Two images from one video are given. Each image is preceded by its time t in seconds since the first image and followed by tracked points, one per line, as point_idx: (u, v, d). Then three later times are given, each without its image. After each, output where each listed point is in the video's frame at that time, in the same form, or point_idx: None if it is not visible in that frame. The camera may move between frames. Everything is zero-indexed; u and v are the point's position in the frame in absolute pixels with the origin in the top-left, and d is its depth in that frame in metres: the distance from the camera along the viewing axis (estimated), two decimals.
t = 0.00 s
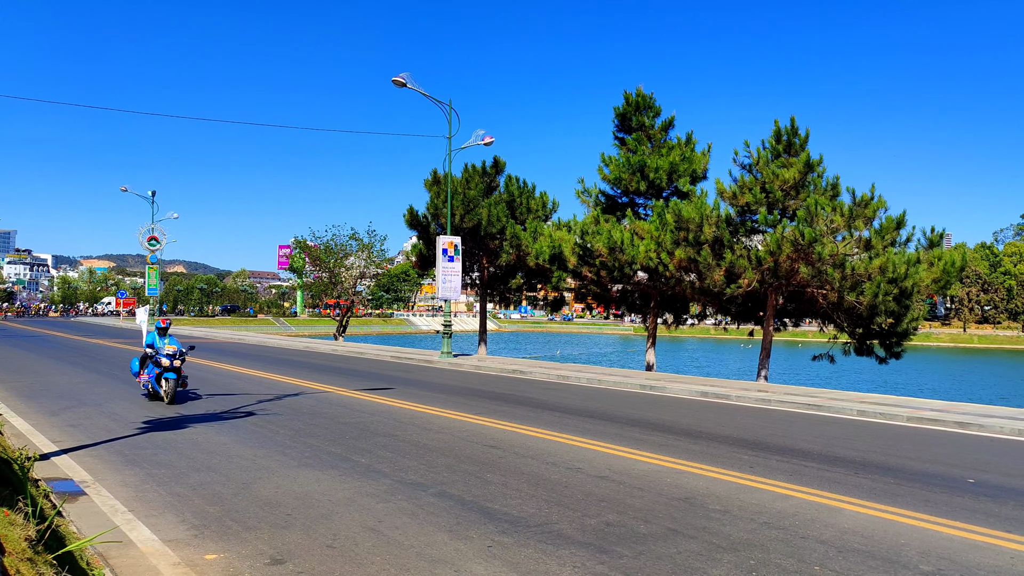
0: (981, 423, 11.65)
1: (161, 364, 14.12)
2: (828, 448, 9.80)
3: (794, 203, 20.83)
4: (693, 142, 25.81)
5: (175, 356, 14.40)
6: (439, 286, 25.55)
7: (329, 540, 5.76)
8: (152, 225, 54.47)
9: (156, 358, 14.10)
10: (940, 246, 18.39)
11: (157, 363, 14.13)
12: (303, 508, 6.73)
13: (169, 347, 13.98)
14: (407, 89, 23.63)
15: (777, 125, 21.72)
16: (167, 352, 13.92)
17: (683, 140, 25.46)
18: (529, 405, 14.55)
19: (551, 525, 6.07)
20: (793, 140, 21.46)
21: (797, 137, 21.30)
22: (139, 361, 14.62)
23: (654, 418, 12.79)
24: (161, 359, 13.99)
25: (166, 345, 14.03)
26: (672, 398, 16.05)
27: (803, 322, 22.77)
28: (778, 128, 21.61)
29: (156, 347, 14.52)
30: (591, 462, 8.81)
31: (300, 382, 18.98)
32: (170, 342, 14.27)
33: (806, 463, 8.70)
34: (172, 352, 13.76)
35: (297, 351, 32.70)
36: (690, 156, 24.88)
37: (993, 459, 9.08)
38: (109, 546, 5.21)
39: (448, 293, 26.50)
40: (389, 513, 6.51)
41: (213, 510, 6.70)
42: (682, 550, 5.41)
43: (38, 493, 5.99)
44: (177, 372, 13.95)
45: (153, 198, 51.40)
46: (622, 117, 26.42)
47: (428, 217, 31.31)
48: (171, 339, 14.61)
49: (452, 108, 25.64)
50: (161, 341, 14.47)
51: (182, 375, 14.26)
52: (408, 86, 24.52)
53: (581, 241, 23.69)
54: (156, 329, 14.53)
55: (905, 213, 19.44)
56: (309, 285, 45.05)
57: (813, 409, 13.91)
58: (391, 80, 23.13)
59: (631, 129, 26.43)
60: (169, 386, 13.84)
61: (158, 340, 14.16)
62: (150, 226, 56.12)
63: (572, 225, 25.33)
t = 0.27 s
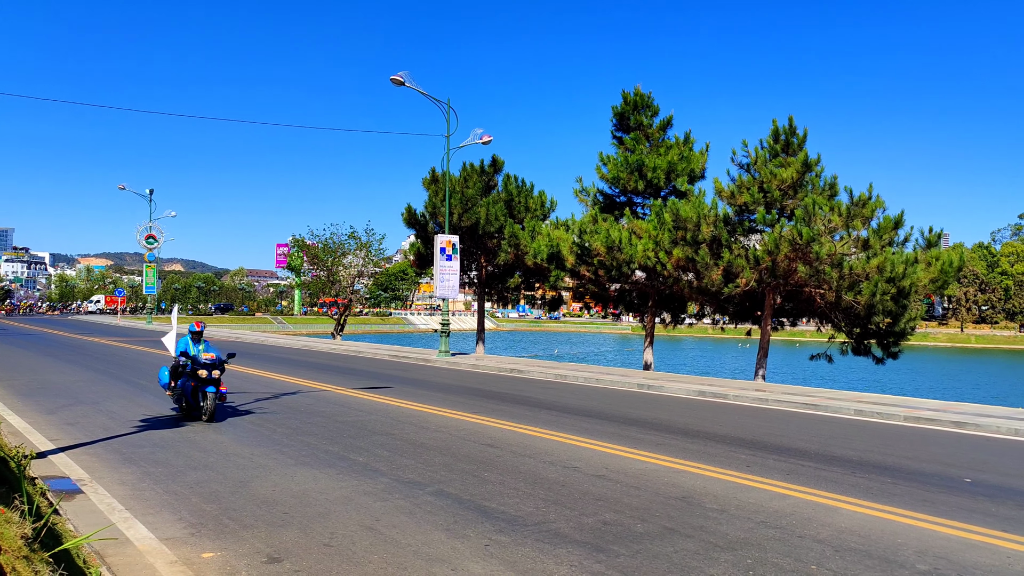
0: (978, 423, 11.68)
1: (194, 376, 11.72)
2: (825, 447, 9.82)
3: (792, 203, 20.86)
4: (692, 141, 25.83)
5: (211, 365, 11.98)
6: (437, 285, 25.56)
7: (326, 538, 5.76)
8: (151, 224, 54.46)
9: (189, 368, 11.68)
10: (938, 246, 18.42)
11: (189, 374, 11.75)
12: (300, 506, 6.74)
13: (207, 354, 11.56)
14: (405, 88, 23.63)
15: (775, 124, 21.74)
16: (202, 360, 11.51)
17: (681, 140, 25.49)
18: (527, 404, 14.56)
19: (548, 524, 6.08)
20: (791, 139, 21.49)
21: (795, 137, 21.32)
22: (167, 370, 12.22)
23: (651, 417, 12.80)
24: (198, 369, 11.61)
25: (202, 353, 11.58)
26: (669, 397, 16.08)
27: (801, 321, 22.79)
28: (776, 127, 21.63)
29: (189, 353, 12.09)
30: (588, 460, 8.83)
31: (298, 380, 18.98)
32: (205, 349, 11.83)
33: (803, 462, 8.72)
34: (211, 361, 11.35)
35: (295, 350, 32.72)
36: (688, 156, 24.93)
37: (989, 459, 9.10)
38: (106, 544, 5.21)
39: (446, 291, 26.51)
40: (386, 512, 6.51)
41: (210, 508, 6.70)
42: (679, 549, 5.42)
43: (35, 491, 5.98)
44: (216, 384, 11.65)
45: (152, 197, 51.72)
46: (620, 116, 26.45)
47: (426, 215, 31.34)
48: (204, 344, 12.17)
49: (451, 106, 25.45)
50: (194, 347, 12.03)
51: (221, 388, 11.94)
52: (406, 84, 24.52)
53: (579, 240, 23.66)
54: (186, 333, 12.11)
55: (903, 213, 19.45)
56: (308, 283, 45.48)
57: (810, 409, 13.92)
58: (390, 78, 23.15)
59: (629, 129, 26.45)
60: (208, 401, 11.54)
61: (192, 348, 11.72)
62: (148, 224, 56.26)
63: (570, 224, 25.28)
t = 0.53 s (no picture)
0: (974, 422, 11.71)
1: (245, 392, 9.57)
2: (821, 447, 9.84)
3: (790, 202, 20.85)
4: (689, 140, 25.84)
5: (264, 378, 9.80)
6: (434, 284, 25.51)
7: (323, 537, 5.76)
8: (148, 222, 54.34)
9: (239, 383, 9.51)
10: (935, 246, 18.42)
11: (240, 391, 9.59)
12: (297, 505, 6.73)
13: (259, 366, 9.35)
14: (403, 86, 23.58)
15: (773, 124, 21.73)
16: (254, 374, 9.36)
17: (680, 139, 25.50)
18: (524, 403, 14.55)
19: (545, 523, 6.08)
20: (788, 139, 21.49)
21: (793, 136, 21.32)
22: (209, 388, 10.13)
23: (648, 416, 12.80)
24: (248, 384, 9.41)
25: (253, 365, 9.40)
26: (666, 396, 16.09)
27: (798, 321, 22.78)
28: (774, 127, 21.63)
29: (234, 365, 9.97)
30: (585, 459, 8.84)
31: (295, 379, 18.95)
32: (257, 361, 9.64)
33: (800, 462, 8.73)
34: (266, 374, 9.15)
35: (292, 348, 32.67)
36: (686, 155, 24.94)
37: (985, 459, 9.12)
38: (102, 542, 5.19)
39: (443, 290, 26.47)
40: (383, 511, 6.51)
41: (207, 506, 6.69)
42: (676, 548, 5.42)
43: (30, 489, 5.95)
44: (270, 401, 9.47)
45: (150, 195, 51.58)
46: (618, 115, 26.45)
47: (424, 214, 31.27)
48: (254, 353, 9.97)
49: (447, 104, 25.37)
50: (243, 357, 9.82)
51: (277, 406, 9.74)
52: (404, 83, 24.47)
53: (577, 239, 23.69)
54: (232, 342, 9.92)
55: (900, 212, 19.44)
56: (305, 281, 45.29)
57: (807, 408, 13.93)
58: (388, 77, 23.13)
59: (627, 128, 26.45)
60: (263, 423, 9.38)
61: (240, 358, 9.56)
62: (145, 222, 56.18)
63: (568, 223, 25.19)
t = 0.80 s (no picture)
0: (971, 422, 11.73)
1: (320, 417, 7.24)
2: (818, 446, 9.86)
3: (787, 202, 20.79)
4: (687, 140, 25.83)
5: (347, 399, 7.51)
6: (432, 283, 25.48)
7: (320, 536, 5.74)
8: (145, 220, 54.32)
9: (314, 407, 7.18)
10: (932, 246, 18.41)
11: (315, 416, 7.26)
12: (294, 504, 6.72)
13: (338, 384, 7.03)
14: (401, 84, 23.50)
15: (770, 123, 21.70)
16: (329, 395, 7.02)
17: (677, 138, 25.49)
18: (522, 402, 14.54)
19: (542, 522, 6.08)
20: (786, 138, 21.49)
21: (791, 135, 21.30)
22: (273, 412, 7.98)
23: (646, 416, 12.80)
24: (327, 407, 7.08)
25: (329, 382, 7.10)
26: (663, 396, 16.10)
27: (795, 320, 22.75)
28: (771, 126, 21.62)
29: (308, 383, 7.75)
30: (582, 458, 8.84)
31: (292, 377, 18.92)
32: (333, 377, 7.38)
33: (797, 461, 8.73)
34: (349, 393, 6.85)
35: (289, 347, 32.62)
36: (684, 154, 24.95)
37: (982, 458, 9.13)
38: (99, 541, 5.17)
39: (440, 289, 26.43)
40: (380, 509, 6.50)
41: (204, 505, 6.68)
42: (673, 548, 5.42)
43: (27, 488, 5.92)
44: (355, 428, 7.14)
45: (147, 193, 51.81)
46: (615, 114, 26.45)
47: (421, 213, 31.17)
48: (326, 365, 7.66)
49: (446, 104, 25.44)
50: (315, 375, 7.51)
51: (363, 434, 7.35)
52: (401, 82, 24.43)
53: (575, 239, 23.73)
54: (301, 350, 7.61)
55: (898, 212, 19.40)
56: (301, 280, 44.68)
57: (804, 408, 13.94)
58: (386, 76, 23.10)
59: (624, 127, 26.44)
60: (350, 457, 7.08)
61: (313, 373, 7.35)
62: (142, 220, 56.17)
63: (566, 223, 25.01)
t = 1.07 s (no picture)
0: (969, 421, 11.76)
1: (448, 465, 5.03)
2: (816, 446, 9.88)
3: (786, 201, 20.81)
4: (686, 140, 25.86)
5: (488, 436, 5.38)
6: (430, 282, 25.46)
7: (319, 536, 5.74)
8: (144, 219, 54.16)
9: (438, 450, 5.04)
10: (930, 245, 18.45)
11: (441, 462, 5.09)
12: (294, 503, 6.72)
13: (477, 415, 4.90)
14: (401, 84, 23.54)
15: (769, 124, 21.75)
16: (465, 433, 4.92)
17: (676, 138, 25.53)
18: (520, 402, 14.55)
19: (541, 522, 6.08)
20: (785, 138, 21.53)
21: (789, 136, 21.35)
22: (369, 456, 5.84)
23: (644, 415, 12.81)
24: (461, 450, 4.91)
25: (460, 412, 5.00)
26: (662, 395, 16.11)
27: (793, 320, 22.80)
28: (771, 126, 21.67)
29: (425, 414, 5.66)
30: (581, 458, 8.84)
31: (291, 377, 18.93)
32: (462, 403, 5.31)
33: (796, 461, 8.74)
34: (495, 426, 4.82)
35: (287, 347, 32.60)
36: (682, 154, 24.97)
37: (981, 458, 9.15)
38: (98, 540, 5.17)
39: (439, 289, 26.42)
40: (379, 509, 6.50)
41: (202, 505, 6.67)
42: (671, 547, 5.43)
43: (26, 487, 5.92)
44: (500, 480, 4.96)
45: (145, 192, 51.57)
46: (615, 114, 26.48)
47: (419, 213, 31.08)
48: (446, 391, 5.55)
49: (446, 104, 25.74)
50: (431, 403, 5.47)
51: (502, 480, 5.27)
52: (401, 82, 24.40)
53: (574, 239, 23.77)
54: (411, 371, 5.53)
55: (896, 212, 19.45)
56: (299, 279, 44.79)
57: (803, 408, 13.96)
58: (385, 76, 23.07)
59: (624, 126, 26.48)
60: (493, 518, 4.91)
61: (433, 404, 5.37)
62: (140, 219, 56.00)
63: (564, 223, 25.38)
